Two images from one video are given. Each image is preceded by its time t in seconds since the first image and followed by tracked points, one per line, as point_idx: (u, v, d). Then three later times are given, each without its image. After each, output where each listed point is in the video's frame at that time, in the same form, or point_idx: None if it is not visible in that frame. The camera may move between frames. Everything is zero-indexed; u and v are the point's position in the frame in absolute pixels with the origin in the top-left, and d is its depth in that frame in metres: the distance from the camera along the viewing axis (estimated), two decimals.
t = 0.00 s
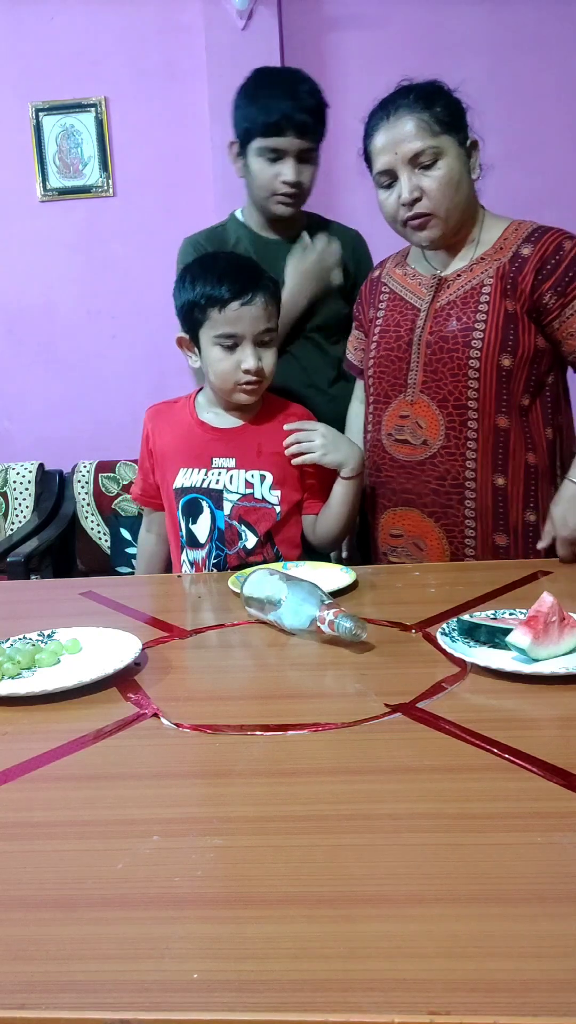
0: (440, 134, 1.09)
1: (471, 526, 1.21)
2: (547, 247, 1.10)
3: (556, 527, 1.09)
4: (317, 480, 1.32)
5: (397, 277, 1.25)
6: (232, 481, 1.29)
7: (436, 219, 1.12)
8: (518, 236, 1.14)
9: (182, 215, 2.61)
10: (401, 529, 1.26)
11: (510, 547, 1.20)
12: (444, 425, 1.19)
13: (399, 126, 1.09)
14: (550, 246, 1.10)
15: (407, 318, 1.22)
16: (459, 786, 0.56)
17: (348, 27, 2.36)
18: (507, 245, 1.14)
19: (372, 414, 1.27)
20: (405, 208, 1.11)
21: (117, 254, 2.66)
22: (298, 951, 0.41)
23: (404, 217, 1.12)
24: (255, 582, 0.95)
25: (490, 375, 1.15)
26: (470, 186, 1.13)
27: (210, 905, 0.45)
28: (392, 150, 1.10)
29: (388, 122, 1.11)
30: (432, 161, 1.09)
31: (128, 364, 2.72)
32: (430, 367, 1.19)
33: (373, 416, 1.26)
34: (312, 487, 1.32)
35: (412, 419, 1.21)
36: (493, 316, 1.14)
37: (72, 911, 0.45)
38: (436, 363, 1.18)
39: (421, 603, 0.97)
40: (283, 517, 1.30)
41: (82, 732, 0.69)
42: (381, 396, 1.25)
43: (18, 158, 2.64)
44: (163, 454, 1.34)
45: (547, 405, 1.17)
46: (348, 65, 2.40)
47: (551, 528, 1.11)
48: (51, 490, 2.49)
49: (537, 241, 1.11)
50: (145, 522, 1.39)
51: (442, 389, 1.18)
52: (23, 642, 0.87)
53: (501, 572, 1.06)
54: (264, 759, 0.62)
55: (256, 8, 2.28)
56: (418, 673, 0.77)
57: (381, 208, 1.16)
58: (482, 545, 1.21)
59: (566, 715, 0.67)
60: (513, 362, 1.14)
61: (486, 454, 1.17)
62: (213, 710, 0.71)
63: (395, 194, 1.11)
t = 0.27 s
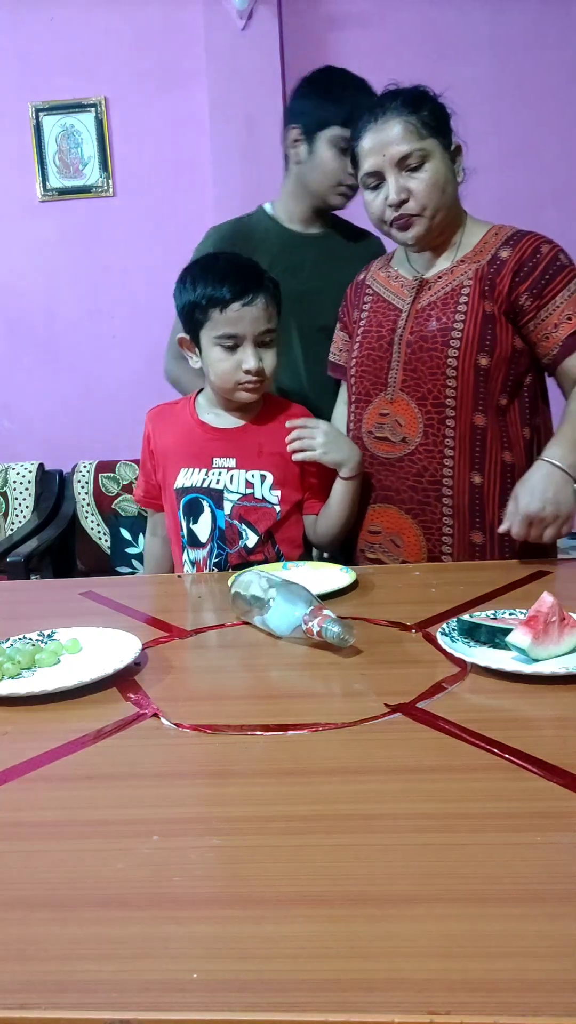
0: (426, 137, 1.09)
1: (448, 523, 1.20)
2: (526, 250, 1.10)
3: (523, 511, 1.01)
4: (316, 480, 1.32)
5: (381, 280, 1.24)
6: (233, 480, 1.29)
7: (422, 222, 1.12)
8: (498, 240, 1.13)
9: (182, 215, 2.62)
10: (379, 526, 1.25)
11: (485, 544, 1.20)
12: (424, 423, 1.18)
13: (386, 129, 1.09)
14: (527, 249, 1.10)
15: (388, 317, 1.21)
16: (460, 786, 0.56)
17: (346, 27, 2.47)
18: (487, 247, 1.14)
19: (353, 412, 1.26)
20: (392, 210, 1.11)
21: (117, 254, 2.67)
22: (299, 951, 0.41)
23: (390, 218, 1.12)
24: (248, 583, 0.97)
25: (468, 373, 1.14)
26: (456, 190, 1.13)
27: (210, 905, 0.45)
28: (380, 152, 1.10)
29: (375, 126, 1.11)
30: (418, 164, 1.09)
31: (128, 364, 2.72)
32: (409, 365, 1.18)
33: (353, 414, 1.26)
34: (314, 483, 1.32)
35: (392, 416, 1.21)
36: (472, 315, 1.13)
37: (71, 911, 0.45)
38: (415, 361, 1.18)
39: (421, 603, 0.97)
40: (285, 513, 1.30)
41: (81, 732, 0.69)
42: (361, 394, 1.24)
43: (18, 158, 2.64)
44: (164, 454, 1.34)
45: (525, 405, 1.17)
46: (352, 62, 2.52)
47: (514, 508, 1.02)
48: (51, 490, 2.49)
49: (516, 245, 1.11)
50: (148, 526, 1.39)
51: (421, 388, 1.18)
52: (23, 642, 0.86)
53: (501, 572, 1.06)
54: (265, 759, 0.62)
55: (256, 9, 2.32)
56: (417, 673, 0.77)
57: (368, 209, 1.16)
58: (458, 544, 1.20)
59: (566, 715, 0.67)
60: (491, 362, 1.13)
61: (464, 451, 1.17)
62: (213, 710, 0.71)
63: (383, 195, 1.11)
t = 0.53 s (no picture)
0: (414, 141, 1.08)
1: (430, 523, 1.18)
2: (506, 250, 1.08)
3: (495, 504, 0.98)
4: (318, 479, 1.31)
5: (368, 283, 1.24)
6: (236, 477, 1.30)
7: (409, 225, 1.10)
8: (481, 240, 1.11)
9: (182, 214, 2.62)
10: (365, 525, 1.24)
11: (465, 542, 1.18)
12: (406, 422, 1.17)
13: (373, 132, 1.08)
14: (508, 249, 1.08)
15: (375, 316, 1.20)
16: (460, 786, 0.56)
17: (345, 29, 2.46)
18: (470, 247, 1.12)
19: (342, 412, 1.25)
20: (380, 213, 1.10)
21: (117, 254, 2.67)
22: (300, 951, 0.41)
23: (378, 221, 1.11)
24: (244, 582, 0.96)
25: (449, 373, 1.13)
26: (443, 192, 1.12)
27: (210, 905, 0.45)
28: (366, 155, 1.08)
29: (362, 129, 1.09)
30: (406, 166, 1.07)
31: (128, 364, 2.72)
32: (393, 365, 1.17)
33: (343, 413, 1.25)
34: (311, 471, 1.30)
35: (376, 415, 1.20)
36: (452, 315, 1.11)
37: (72, 911, 0.45)
38: (399, 360, 1.16)
39: (422, 603, 0.97)
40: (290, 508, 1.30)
41: (82, 732, 0.69)
42: (348, 394, 1.23)
43: (17, 157, 2.64)
44: (165, 454, 1.34)
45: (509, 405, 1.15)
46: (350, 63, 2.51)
47: (487, 503, 0.99)
48: (51, 489, 2.49)
49: (497, 245, 1.09)
50: (147, 528, 1.39)
51: (404, 388, 1.16)
52: (23, 642, 0.86)
53: (501, 572, 1.06)
54: (266, 759, 0.62)
55: (256, 8, 2.33)
56: (417, 673, 0.77)
57: (355, 212, 1.14)
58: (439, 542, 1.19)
59: (566, 715, 0.67)
60: (472, 361, 1.11)
61: (445, 451, 1.15)
62: (214, 710, 0.71)
63: (371, 198, 1.10)
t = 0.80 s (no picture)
0: (410, 137, 1.07)
1: (426, 528, 1.18)
2: (499, 250, 1.06)
3: (479, 489, 0.89)
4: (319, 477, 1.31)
5: (366, 283, 1.23)
6: (235, 476, 1.30)
7: (406, 223, 1.09)
8: (476, 240, 1.10)
9: (182, 214, 2.62)
10: (365, 529, 1.24)
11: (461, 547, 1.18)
12: (401, 427, 1.16)
13: (368, 129, 1.06)
14: (501, 250, 1.06)
15: (372, 320, 1.19)
16: (460, 786, 0.56)
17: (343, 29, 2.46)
18: (466, 249, 1.10)
19: (341, 416, 1.25)
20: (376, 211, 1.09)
21: (117, 254, 2.67)
22: (300, 951, 0.41)
23: (375, 220, 1.10)
24: (251, 583, 0.95)
25: (444, 377, 1.12)
26: (439, 189, 1.10)
27: (210, 905, 0.45)
28: (362, 153, 1.07)
29: (356, 128, 1.08)
30: (402, 164, 1.06)
31: (128, 364, 2.72)
32: (389, 370, 1.16)
33: (341, 418, 1.25)
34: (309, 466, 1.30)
35: (373, 420, 1.19)
36: (448, 318, 1.10)
37: (72, 911, 0.45)
38: (394, 365, 1.16)
39: (422, 603, 0.97)
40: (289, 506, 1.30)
41: (81, 732, 0.69)
42: (346, 399, 1.23)
43: (17, 158, 2.64)
44: (165, 455, 1.34)
45: (506, 408, 1.13)
46: (350, 63, 2.51)
47: (467, 487, 0.89)
48: (51, 489, 2.49)
49: (492, 245, 1.08)
50: (146, 532, 1.39)
51: (399, 392, 1.15)
52: (23, 642, 0.86)
53: (501, 572, 1.06)
54: (266, 759, 0.62)
55: (256, 9, 2.34)
56: (417, 673, 0.77)
57: (351, 211, 1.13)
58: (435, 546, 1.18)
59: (566, 714, 0.67)
60: (468, 365, 1.10)
61: (441, 456, 1.14)
62: (214, 710, 0.71)
63: (366, 197, 1.09)
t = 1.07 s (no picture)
0: (409, 129, 1.04)
1: (411, 530, 1.17)
2: (487, 250, 1.04)
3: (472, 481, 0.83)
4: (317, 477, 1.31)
5: (365, 277, 1.22)
6: (235, 477, 1.30)
7: (405, 217, 1.07)
8: (468, 237, 1.07)
9: (182, 214, 2.62)
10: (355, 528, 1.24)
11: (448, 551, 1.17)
12: (388, 429, 1.16)
13: (366, 121, 1.04)
14: (489, 247, 1.04)
15: (365, 319, 1.18)
16: (461, 786, 0.56)
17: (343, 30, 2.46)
18: (459, 245, 1.08)
19: (336, 413, 1.25)
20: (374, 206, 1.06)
21: (117, 254, 2.67)
22: (300, 952, 0.41)
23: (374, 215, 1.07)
24: (255, 583, 0.95)
25: (431, 380, 1.11)
26: (439, 183, 1.08)
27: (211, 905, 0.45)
28: (360, 145, 1.04)
29: (354, 119, 1.06)
30: (400, 157, 1.04)
31: (128, 363, 2.73)
32: (378, 370, 1.16)
33: (336, 415, 1.25)
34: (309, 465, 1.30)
35: (363, 420, 1.19)
36: (436, 319, 1.09)
37: (72, 911, 0.45)
38: (384, 366, 1.15)
39: (422, 603, 0.97)
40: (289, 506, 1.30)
41: (82, 732, 0.69)
42: (340, 397, 1.23)
43: (17, 158, 2.64)
44: (164, 456, 1.33)
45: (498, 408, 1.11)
46: (350, 63, 2.51)
47: (456, 475, 0.84)
48: (52, 489, 2.49)
49: (481, 242, 1.05)
50: (145, 534, 1.39)
51: (387, 393, 1.15)
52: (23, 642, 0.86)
53: (501, 572, 1.06)
54: (266, 759, 0.62)
55: (256, 9, 2.34)
56: (417, 672, 0.77)
57: (348, 206, 1.11)
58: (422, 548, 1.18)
59: (566, 714, 0.67)
60: (454, 367, 1.09)
61: (427, 458, 1.14)
62: (214, 710, 0.71)
63: (364, 191, 1.06)
